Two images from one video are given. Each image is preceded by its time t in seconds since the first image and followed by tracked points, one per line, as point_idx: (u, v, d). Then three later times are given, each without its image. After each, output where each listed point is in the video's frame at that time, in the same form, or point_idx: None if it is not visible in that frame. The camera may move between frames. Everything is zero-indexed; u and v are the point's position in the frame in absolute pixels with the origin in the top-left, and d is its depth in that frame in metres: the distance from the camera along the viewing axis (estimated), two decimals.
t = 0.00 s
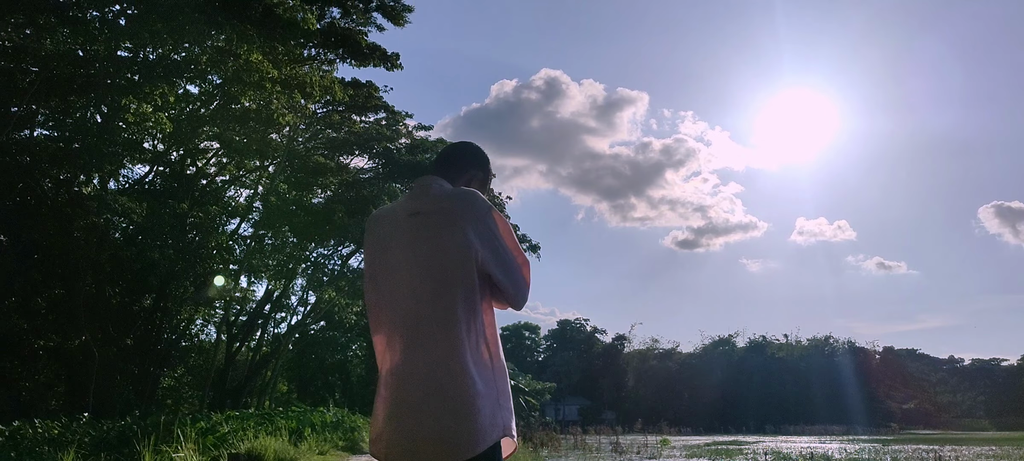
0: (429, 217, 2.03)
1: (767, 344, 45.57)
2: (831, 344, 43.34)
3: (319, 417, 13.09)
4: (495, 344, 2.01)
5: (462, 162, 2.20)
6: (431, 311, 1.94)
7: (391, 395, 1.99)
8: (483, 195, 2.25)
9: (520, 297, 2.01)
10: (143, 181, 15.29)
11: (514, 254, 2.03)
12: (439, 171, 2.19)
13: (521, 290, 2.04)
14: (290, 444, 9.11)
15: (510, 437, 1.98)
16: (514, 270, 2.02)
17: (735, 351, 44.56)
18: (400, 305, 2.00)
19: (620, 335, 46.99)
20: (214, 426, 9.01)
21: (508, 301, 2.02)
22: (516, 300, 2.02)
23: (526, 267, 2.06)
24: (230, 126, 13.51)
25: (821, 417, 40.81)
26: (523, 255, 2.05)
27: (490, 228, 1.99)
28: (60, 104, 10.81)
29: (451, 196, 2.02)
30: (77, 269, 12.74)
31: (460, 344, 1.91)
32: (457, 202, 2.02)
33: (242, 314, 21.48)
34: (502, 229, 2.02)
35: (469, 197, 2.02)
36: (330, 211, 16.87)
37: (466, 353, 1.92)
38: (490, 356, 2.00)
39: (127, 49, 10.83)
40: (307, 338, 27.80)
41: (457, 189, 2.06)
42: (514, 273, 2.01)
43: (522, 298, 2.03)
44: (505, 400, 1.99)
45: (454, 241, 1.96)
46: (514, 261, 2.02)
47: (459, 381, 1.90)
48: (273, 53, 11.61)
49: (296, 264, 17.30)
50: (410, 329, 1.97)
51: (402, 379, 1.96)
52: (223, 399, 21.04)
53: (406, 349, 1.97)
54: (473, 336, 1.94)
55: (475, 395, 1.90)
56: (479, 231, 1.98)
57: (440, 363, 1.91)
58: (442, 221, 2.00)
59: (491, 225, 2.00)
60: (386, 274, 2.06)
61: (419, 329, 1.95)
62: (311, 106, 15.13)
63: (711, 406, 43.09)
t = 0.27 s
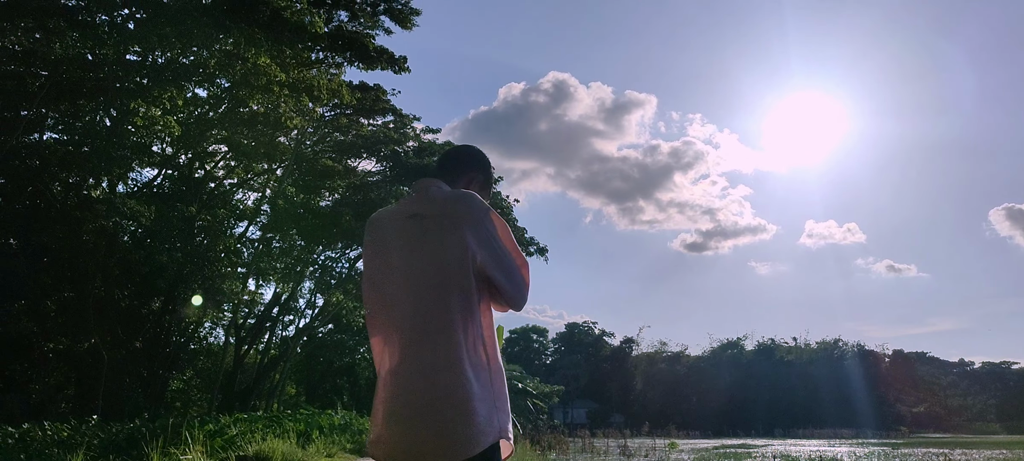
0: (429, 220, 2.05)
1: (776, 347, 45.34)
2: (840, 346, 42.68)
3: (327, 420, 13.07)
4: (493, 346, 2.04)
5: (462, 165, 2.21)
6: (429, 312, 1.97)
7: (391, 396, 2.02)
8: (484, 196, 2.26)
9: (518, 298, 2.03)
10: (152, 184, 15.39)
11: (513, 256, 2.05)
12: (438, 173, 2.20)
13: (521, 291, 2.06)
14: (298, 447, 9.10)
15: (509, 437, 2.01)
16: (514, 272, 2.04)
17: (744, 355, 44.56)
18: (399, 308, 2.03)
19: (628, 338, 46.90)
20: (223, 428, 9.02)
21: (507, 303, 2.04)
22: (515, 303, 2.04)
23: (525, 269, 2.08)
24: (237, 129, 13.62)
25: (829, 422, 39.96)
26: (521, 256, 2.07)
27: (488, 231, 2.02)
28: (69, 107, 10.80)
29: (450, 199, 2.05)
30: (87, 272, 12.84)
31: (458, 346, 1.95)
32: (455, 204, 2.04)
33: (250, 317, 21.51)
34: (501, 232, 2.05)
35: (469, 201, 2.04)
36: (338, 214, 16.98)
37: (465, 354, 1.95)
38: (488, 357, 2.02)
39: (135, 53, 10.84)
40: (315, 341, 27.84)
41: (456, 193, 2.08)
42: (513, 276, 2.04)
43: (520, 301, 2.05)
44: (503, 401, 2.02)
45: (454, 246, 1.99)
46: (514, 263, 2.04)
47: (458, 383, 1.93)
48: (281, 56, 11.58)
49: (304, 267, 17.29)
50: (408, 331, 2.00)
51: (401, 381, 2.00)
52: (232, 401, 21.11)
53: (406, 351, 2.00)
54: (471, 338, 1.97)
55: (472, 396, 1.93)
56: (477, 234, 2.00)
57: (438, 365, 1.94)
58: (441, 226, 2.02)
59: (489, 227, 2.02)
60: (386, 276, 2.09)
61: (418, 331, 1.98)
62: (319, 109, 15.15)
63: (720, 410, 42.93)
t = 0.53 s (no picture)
0: (427, 221, 2.06)
1: (785, 350, 45.15)
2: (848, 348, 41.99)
3: (335, 422, 13.08)
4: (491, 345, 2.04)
5: (462, 166, 2.22)
6: (426, 312, 1.97)
7: (391, 396, 2.02)
8: (484, 197, 2.26)
9: (516, 298, 2.03)
10: (161, 187, 15.44)
11: (511, 256, 2.05)
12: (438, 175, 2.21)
13: (519, 290, 2.06)
14: (306, 449, 9.11)
15: (507, 437, 2.00)
16: (511, 272, 2.04)
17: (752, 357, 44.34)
18: (398, 308, 2.03)
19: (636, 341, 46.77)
20: (231, 431, 9.04)
21: (505, 303, 2.04)
22: (513, 303, 2.04)
23: (523, 269, 2.08)
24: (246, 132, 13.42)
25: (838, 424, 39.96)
26: (518, 256, 2.07)
27: (486, 231, 2.02)
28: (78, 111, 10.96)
29: (448, 199, 2.05)
30: (96, 273, 12.97)
31: (455, 346, 1.94)
32: (453, 204, 2.04)
33: (259, 320, 21.56)
34: (498, 232, 2.05)
35: (466, 200, 2.05)
36: (347, 216, 16.96)
37: (461, 354, 1.95)
38: (486, 357, 2.02)
39: (144, 56, 10.95)
40: (323, 344, 27.88)
41: (454, 193, 2.08)
42: (510, 276, 2.04)
43: (519, 301, 2.04)
44: (501, 401, 2.01)
45: (451, 246, 1.99)
46: (511, 263, 2.04)
47: (456, 383, 1.93)
48: (290, 60, 11.73)
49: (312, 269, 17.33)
50: (406, 331, 2.01)
51: (400, 380, 2.00)
52: (240, 404, 21.15)
53: (405, 350, 2.00)
54: (469, 338, 1.97)
55: (470, 396, 1.92)
56: (474, 234, 2.00)
57: (436, 364, 1.94)
58: (439, 226, 2.03)
59: (487, 227, 2.02)
60: (386, 277, 2.10)
61: (416, 332, 1.98)
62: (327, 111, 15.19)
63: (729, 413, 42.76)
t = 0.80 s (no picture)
0: (425, 221, 2.06)
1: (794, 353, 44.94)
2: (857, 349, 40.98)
3: (342, 424, 13.10)
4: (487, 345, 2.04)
5: (463, 167, 2.21)
6: (424, 312, 1.98)
7: (390, 395, 2.03)
8: (487, 197, 2.25)
9: (512, 299, 2.03)
10: (170, 190, 15.56)
11: (508, 256, 2.05)
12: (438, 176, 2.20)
13: (516, 291, 2.06)
14: (314, 451, 9.14)
15: (503, 436, 2.00)
16: (508, 273, 2.03)
17: (761, 360, 44.05)
18: (396, 308, 2.04)
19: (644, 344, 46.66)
20: (240, 432, 9.07)
21: (502, 303, 2.04)
22: (510, 302, 2.04)
23: (521, 270, 2.08)
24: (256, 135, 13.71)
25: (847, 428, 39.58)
26: (516, 257, 2.07)
27: (483, 231, 2.01)
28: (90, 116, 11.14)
29: (447, 201, 2.04)
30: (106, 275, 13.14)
31: (452, 346, 1.94)
32: (450, 205, 2.04)
33: (267, 322, 21.64)
34: (496, 233, 2.04)
35: (463, 201, 2.04)
36: (354, 219, 16.98)
37: (457, 354, 1.95)
38: (483, 356, 2.01)
39: (154, 60, 10.88)
40: (331, 346, 27.94)
41: (453, 194, 2.08)
42: (508, 277, 2.03)
43: (516, 300, 2.04)
44: (497, 401, 2.01)
45: (448, 248, 1.99)
46: (508, 264, 2.04)
47: (453, 384, 1.93)
48: (298, 63, 11.82)
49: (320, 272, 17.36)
50: (404, 331, 2.01)
51: (399, 381, 2.01)
52: (248, 406, 21.20)
53: (404, 349, 2.00)
54: (466, 338, 1.97)
55: (466, 395, 1.92)
56: (471, 234, 2.00)
57: (433, 364, 1.94)
58: (437, 227, 2.03)
59: (485, 228, 2.01)
60: (386, 278, 2.10)
61: (414, 331, 1.98)
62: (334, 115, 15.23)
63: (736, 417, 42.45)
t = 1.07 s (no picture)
0: (424, 218, 2.03)
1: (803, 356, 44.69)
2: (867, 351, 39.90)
3: (350, 427, 13.08)
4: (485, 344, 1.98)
5: (462, 168, 2.20)
6: (421, 307, 1.93)
7: (386, 395, 1.97)
8: (488, 200, 2.24)
9: (510, 298, 2.00)
10: (178, 192, 15.55)
11: (507, 255, 2.01)
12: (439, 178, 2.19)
13: (514, 290, 2.02)
14: (321, 454, 9.14)
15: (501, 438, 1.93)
16: (507, 272, 2.00)
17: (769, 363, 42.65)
18: (393, 306, 1.99)
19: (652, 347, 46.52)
20: (247, 435, 9.08)
21: (500, 301, 2.00)
22: (507, 300, 2.00)
23: (520, 270, 2.04)
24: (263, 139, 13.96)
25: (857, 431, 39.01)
26: (516, 257, 2.04)
27: (481, 228, 1.98)
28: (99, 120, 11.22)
29: (445, 198, 2.02)
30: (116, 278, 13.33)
31: (449, 342, 1.89)
32: (450, 203, 2.02)
33: (275, 325, 21.70)
34: (495, 231, 2.01)
35: (461, 199, 2.02)
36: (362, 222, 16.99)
37: (454, 350, 1.89)
38: (481, 354, 1.96)
39: (164, 64, 10.79)
40: (340, 349, 27.99)
41: (452, 193, 2.06)
42: (506, 274, 2.00)
43: (513, 299, 2.00)
44: (495, 402, 1.95)
45: (446, 245, 1.96)
46: (507, 262, 2.01)
47: (449, 381, 1.87)
48: (305, 66, 11.60)
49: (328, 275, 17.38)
50: (401, 327, 1.96)
51: (396, 379, 1.95)
52: (255, 409, 21.22)
53: (401, 346, 1.95)
54: (463, 335, 1.92)
55: (463, 393, 1.86)
56: (471, 231, 1.97)
57: (429, 361, 1.89)
58: (435, 224, 2.00)
59: (484, 225, 1.99)
60: (383, 276, 2.06)
61: (410, 329, 1.94)
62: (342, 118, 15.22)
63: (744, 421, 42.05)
